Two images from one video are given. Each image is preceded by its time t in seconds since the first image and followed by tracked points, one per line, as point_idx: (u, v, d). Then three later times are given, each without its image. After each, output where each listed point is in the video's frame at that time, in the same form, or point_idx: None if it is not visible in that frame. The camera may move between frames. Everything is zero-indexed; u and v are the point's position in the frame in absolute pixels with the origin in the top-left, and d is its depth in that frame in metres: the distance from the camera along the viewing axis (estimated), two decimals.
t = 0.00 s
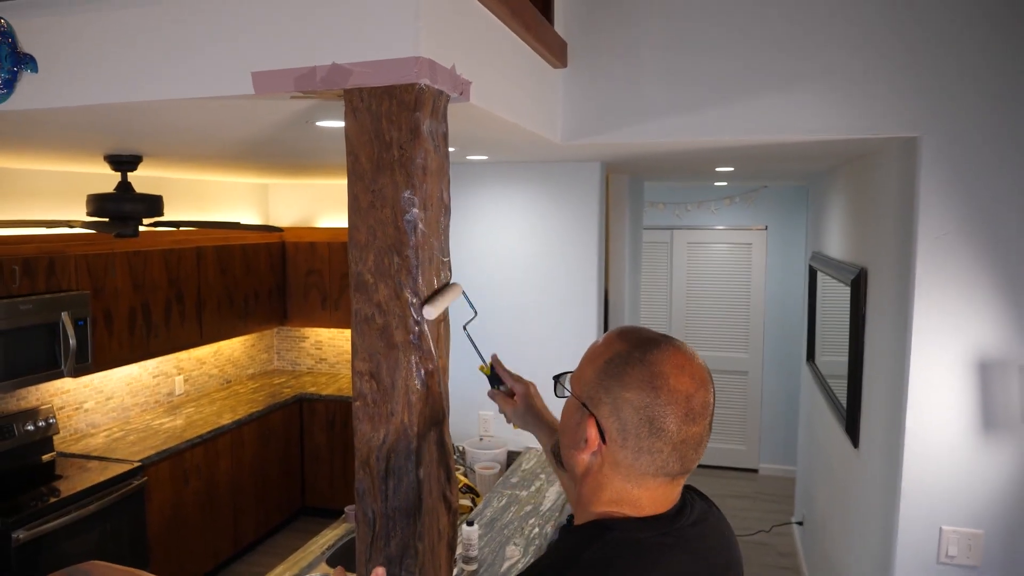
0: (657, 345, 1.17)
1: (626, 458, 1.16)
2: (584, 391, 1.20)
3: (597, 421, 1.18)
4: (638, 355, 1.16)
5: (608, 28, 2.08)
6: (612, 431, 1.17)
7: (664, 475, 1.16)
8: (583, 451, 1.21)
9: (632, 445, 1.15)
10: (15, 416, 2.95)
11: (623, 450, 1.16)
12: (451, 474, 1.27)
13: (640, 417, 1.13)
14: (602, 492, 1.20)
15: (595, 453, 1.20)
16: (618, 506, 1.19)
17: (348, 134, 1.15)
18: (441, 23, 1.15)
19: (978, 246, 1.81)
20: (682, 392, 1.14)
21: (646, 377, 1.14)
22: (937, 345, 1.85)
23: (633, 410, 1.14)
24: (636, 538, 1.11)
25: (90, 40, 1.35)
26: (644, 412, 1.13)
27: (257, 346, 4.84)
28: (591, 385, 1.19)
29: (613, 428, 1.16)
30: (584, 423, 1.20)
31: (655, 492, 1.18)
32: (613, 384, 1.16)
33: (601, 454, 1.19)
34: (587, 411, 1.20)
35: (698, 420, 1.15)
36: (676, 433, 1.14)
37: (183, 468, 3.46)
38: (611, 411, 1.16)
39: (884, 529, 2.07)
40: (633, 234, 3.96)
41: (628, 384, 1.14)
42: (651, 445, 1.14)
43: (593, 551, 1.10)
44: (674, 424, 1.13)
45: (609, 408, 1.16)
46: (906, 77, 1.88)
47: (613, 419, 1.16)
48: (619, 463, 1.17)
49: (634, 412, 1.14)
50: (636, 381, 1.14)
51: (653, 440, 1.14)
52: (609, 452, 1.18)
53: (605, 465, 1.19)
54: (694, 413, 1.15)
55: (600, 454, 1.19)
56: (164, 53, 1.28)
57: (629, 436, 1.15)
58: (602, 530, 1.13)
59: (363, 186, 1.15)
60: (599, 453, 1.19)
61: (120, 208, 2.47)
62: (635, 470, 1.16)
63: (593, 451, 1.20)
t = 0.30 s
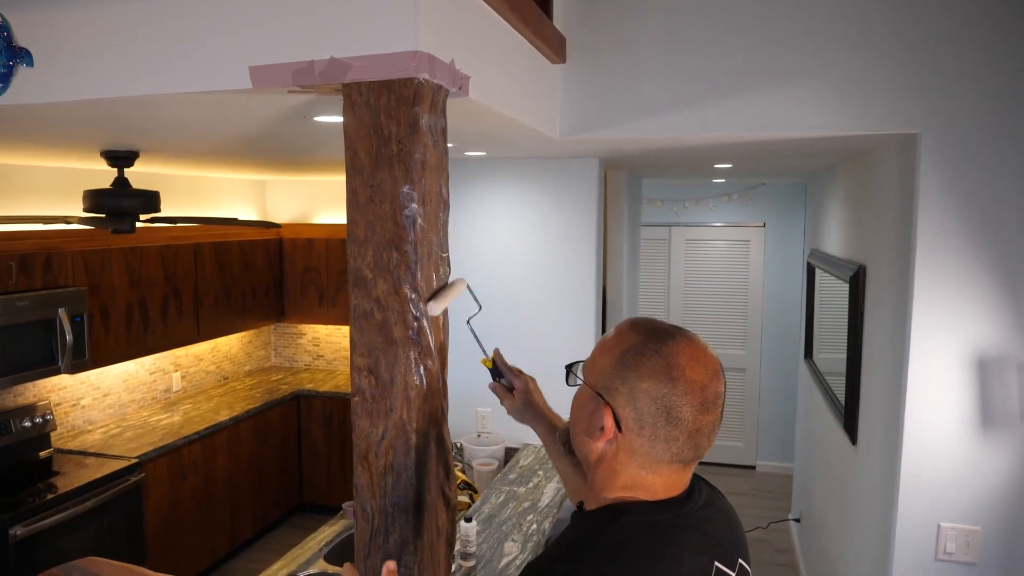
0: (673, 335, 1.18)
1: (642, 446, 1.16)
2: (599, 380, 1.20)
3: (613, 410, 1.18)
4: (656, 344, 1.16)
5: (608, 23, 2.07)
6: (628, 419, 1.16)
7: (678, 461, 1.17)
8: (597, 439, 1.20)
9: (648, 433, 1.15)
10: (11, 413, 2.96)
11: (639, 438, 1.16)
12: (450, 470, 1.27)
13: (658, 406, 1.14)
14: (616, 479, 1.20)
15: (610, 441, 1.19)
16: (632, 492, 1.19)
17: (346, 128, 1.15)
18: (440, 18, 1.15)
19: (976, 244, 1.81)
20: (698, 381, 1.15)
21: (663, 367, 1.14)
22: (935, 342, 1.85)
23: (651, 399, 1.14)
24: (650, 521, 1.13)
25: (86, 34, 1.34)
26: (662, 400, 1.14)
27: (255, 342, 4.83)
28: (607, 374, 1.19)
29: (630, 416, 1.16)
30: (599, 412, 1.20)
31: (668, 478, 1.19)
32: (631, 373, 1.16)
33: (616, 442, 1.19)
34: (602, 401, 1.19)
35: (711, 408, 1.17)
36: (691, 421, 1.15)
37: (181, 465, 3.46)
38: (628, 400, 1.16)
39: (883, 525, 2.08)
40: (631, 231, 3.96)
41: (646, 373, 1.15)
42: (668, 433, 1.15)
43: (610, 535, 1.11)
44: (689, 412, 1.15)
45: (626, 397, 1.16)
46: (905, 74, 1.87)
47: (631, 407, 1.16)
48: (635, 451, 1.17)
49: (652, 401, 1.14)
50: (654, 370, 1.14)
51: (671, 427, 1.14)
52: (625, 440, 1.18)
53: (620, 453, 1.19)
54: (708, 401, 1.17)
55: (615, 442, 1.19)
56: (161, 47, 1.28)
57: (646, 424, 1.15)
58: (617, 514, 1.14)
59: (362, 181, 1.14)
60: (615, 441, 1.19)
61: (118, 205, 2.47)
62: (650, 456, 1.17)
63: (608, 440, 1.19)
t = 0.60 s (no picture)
0: (678, 322, 1.21)
1: (650, 430, 1.18)
2: (607, 367, 1.21)
3: (621, 396, 1.19)
4: (662, 331, 1.18)
5: (608, 20, 2.07)
6: (637, 405, 1.18)
7: (685, 444, 1.20)
8: (606, 425, 1.22)
9: (657, 417, 1.17)
10: (10, 410, 2.96)
11: (648, 422, 1.18)
12: (449, 467, 1.26)
13: (666, 390, 1.16)
14: (624, 463, 1.22)
15: (617, 426, 1.21)
16: (640, 475, 1.21)
17: (347, 123, 1.14)
18: (440, 13, 1.14)
19: (975, 241, 1.81)
20: (704, 365, 1.18)
21: (670, 353, 1.16)
22: (934, 338, 1.85)
23: (659, 383, 1.16)
24: (662, 499, 1.15)
25: (85, 29, 1.34)
26: (670, 385, 1.16)
27: (254, 340, 4.82)
28: (615, 361, 1.21)
29: (638, 402, 1.17)
30: (607, 398, 1.21)
31: (675, 461, 1.21)
32: (639, 359, 1.17)
33: (624, 427, 1.21)
34: (610, 387, 1.21)
35: (716, 391, 1.20)
36: (698, 405, 1.18)
37: (179, 463, 3.45)
38: (637, 386, 1.18)
39: (883, 523, 2.07)
40: (631, 229, 3.95)
41: (654, 359, 1.17)
42: (676, 417, 1.17)
43: (624, 515, 1.13)
44: (696, 396, 1.17)
45: (635, 383, 1.18)
46: (906, 70, 1.87)
47: (639, 393, 1.18)
48: (643, 435, 1.19)
49: (659, 385, 1.16)
50: (662, 356, 1.16)
51: (678, 411, 1.16)
52: (633, 425, 1.19)
53: (629, 438, 1.20)
54: (713, 385, 1.19)
55: (623, 427, 1.21)
56: (160, 42, 1.27)
57: (654, 408, 1.17)
58: (629, 495, 1.15)
59: (362, 176, 1.14)
60: (623, 427, 1.20)
61: (115, 202, 2.45)
62: (659, 440, 1.19)
63: (616, 425, 1.21)
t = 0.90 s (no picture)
0: (677, 314, 1.22)
1: (653, 421, 1.20)
2: (609, 360, 1.22)
3: (624, 388, 1.20)
4: (663, 324, 1.20)
5: (607, 16, 2.06)
6: (639, 397, 1.19)
7: (687, 433, 1.21)
8: (608, 418, 1.23)
9: (660, 408, 1.19)
10: (7, 409, 2.94)
11: (651, 413, 1.20)
12: (445, 464, 1.26)
13: (668, 381, 1.17)
14: (626, 454, 1.23)
15: (620, 418, 1.22)
16: (643, 465, 1.23)
17: (344, 119, 1.14)
18: (437, 8, 1.14)
19: (975, 239, 1.81)
20: (704, 355, 1.20)
21: (671, 344, 1.18)
22: (933, 335, 1.85)
23: (661, 375, 1.18)
24: (667, 488, 1.17)
25: (81, 25, 1.33)
26: (672, 376, 1.17)
27: (252, 338, 4.82)
28: (616, 354, 1.22)
29: (641, 394, 1.19)
30: (609, 390, 1.22)
31: (677, 450, 1.23)
32: (641, 352, 1.19)
33: (627, 419, 1.22)
34: (612, 380, 1.22)
35: (716, 381, 1.22)
36: (699, 395, 1.19)
37: (177, 461, 3.45)
38: (639, 378, 1.19)
39: (882, 521, 2.07)
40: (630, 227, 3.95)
41: (655, 351, 1.18)
42: (678, 407, 1.18)
43: (631, 505, 1.14)
44: (697, 386, 1.19)
45: (637, 375, 1.19)
46: (905, 68, 1.87)
47: (642, 385, 1.19)
48: (646, 426, 1.20)
49: (662, 377, 1.17)
50: (664, 347, 1.18)
51: (680, 401, 1.18)
52: (636, 417, 1.21)
53: (631, 429, 1.22)
54: (713, 375, 1.21)
55: (626, 419, 1.22)
56: (155, 38, 1.26)
57: (658, 400, 1.18)
58: (634, 485, 1.17)
59: (359, 172, 1.13)
60: (626, 418, 1.21)
61: (112, 199, 2.45)
62: (661, 430, 1.20)
63: (619, 417, 1.22)
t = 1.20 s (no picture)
0: (673, 309, 1.23)
1: (652, 415, 1.20)
2: (607, 356, 1.22)
3: (622, 383, 1.20)
4: (659, 319, 1.21)
5: (604, 16, 2.06)
6: (638, 391, 1.19)
7: (685, 426, 1.22)
8: (607, 413, 1.23)
9: (658, 402, 1.19)
10: (5, 409, 2.94)
11: (650, 408, 1.20)
12: (440, 464, 1.26)
13: (666, 375, 1.18)
14: (626, 449, 1.23)
15: (619, 414, 1.22)
16: (642, 460, 1.23)
17: (338, 119, 1.13)
18: (431, 8, 1.14)
19: (972, 238, 1.81)
20: (700, 350, 1.21)
21: (668, 339, 1.19)
22: (930, 334, 1.85)
23: (660, 369, 1.18)
24: (665, 481, 1.17)
25: (76, 26, 1.33)
26: (670, 370, 1.18)
27: (250, 339, 4.82)
28: (614, 350, 1.22)
29: (640, 388, 1.19)
30: (608, 386, 1.22)
31: (676, 444, 1.23)
32: (639, 347, 1.19)
33: (626, 414, 1.22)
34: (611, 376, 1.22)
35: (712, 374, 1.23)
36: (696, 387, 1.20)
37: (175, 461, 3.45)
38: (637, 372, 1.19)
39: (879, 519, 2.07)
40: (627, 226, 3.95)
41: (653, 346, 1.18)
42: (676, 400, 1.19)
43: (629, 497, 1.14)
44: (695, 379, 1.19)
45: (635, 369, 1.19)
46: (901, 66, 1.87)
47: (640, 379, 1.19)
48: (645, 420, 1.21)
49: (661, 371, 1.18)
50: (661, 342, 1.18)
51: (678, 394, 1.19)
52: (635, 411, 1.21)
53: (630, 424, 1.22)
54: (709, 368, 1.22)
55: (625, 414, 1.22)
56: (151, 39, 1.26)
57: (656, 394, 1.19)
58: (632, 478, 1.17)
59: (354, 172, 1.13)
60: (625, 414, 1.21)
61: (109, 199, 2.44)
62: (660, 424, 1.20)
63: (618, 413, 1.22)
